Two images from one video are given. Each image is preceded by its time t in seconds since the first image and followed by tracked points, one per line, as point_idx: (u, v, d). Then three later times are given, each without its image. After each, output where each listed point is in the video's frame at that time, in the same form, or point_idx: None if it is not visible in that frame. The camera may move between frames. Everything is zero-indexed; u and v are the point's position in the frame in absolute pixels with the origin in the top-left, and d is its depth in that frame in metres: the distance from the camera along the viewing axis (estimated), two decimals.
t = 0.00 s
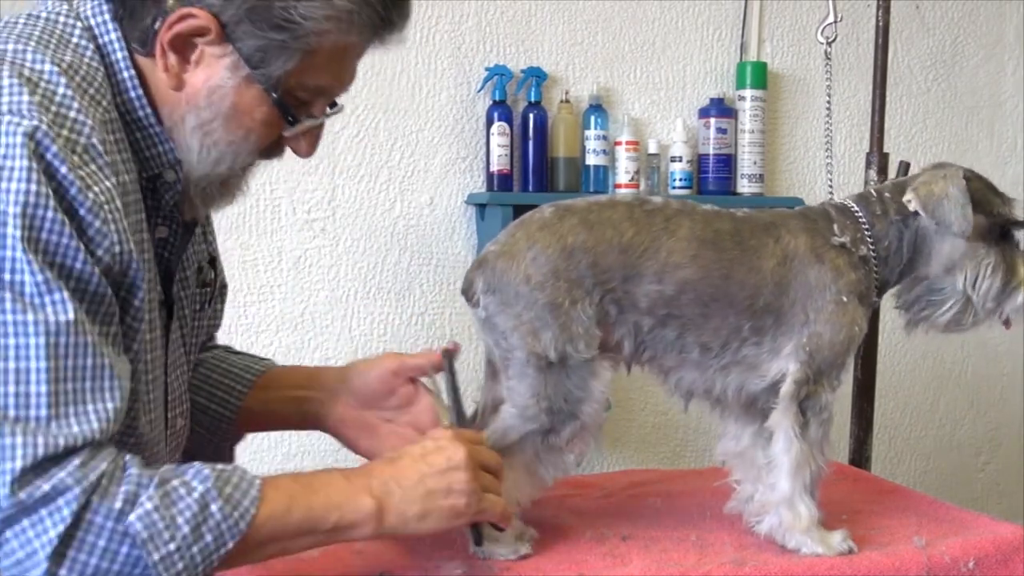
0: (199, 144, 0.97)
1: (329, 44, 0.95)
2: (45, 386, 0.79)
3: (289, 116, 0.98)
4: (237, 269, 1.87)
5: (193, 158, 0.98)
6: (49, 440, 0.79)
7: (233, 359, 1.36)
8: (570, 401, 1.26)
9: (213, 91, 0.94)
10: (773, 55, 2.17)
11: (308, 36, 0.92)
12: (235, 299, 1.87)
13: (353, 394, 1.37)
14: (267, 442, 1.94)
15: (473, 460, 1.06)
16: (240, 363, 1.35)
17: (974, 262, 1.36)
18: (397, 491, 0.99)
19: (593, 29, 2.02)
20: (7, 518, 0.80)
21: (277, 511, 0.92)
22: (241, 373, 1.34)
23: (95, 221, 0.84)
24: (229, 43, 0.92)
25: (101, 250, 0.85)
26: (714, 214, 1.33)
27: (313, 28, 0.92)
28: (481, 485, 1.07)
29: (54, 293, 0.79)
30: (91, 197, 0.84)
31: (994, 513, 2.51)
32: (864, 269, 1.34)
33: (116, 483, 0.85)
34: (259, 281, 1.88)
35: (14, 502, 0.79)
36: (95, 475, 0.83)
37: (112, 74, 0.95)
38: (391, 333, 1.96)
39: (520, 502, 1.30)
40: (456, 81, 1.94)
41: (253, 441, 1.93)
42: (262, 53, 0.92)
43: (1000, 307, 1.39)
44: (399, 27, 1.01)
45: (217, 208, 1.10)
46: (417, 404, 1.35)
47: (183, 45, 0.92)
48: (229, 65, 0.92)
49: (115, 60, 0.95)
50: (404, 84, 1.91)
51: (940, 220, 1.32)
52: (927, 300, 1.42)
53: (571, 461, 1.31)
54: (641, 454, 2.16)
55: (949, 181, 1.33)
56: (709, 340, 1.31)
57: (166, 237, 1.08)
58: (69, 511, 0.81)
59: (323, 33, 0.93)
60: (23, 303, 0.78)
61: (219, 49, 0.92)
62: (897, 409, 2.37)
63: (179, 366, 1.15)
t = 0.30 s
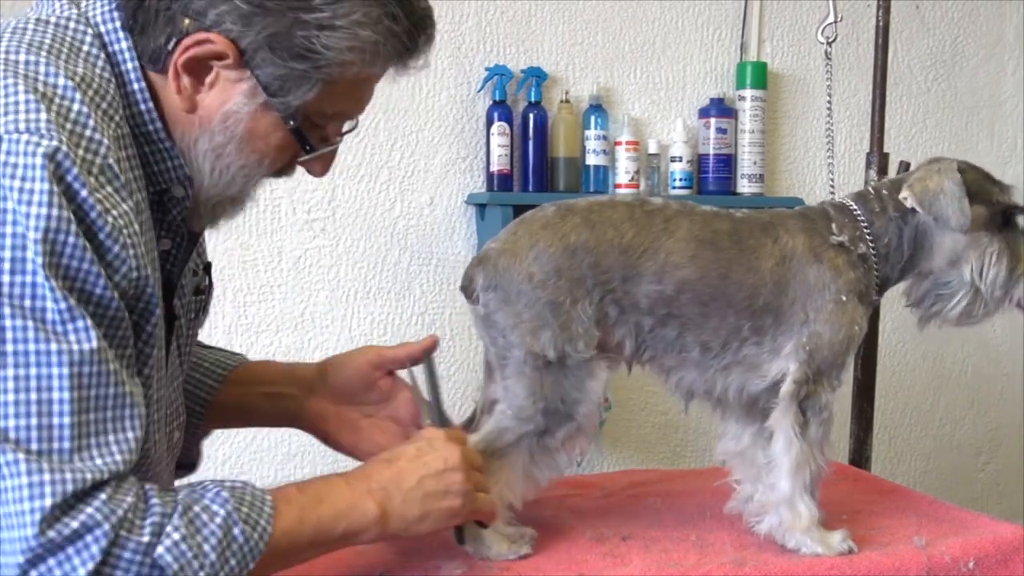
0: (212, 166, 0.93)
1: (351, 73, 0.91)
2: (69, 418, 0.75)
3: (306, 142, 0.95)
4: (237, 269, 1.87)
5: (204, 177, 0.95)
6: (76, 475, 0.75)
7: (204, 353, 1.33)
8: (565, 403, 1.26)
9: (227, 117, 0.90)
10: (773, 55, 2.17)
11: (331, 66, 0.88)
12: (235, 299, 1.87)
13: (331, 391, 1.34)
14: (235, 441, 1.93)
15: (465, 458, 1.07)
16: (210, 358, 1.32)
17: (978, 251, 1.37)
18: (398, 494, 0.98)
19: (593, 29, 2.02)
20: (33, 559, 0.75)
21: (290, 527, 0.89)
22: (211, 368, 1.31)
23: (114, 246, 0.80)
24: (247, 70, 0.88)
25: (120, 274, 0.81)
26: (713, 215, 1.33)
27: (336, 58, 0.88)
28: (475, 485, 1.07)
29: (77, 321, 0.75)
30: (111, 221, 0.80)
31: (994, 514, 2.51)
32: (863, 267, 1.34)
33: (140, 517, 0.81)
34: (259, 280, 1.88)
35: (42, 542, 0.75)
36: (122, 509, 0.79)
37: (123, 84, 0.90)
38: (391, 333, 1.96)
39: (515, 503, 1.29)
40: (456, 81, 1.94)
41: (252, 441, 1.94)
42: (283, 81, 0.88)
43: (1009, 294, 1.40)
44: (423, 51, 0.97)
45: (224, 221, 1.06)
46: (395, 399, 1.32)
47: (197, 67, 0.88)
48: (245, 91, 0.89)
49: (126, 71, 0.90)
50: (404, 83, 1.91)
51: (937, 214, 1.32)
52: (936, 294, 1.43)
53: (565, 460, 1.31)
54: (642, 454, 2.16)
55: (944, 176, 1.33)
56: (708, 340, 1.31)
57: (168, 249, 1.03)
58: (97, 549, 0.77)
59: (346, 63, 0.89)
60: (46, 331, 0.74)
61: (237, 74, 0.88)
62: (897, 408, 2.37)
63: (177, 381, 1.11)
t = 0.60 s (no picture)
0: (218, 177, 0.93)
1: (360, 87, 0.91)
2: (43, 439, 0.74)
3: (313, 154, 0.94)
4: (237, 268, 1.87)
5: (210, 187, 0.94)
6: (47, 499, 0.74)
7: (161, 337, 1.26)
8: (547, 404, 1.26)
9: (232, 129, 0.89)
10: (772, 55, 2.17)
11: (340, 80, 0.88)
12: (235, 299, 1.87)
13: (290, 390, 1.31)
14: (238, 441, 1.93)
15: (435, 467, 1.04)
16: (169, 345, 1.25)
17: (968, 246, 1.36)
18: (367, 506, 0.95)
19: (593, 28, 2.02)
20: None
21: (257, 541, 0.87)
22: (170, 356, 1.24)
23: (106, 260, 0.79)
24: (254, 82, 0.87)
25: (110, 288, 0.80)
26: (701, 218, 1.33)
27: (345, 72, 0.88)
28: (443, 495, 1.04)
29: (59, 340, 0.74)
30: (103, 234, 0.79)
31: (994, 514, 2.50)
32: (852, 266, 1.34)
33: (105, 539, 0.79)
34: (259, 280, 1.88)
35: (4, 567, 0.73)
36: (88, 532, 0.77)
37: (124, 88, 0.89)
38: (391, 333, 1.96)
39: (495, 505, 1.29)
40: (456, 81, 1.94)
41: (252, 440, 1.94)
42: (290, 95, 0.88)
43: (1003, 284, 1.39)
44: (435, 60, 0.96)
45: (228, 227, 1.04)
46: (352, 394, 1.33)
47: (202, 78, 0.87)
48: (252, 103, 0.88)
49: (128, 75, 0.89)
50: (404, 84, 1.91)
51: (919, 212, 1.33)
52: (930, 291, 1.41)
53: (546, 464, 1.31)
54: (642, 454, 2.16)
55: (930, 171, 1.33)
56: (696, 344, 1.31)
57: (169, 252, 1.02)
58: (59, 573, 0.75)
59: (356, 77, 0.89)
60: (26, 350, 0.73)
61: (244, 85, 0.87)
62: (895, 409, 2.37)
63: (179, 386, 1.11)
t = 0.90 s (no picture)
0: (218, 182, 0.93)
1: (360, 94, 0.91)
2: (59, 439, 0.74)
3: (314, 159, 0.95)
4: (237, 268, 1.87)
5: (210, 192, 0.94)
6: (64, 499, 0.74)
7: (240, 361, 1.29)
8: (547, 400, 1.26)
9: (233, 134, 0.89)
10: (772, 55, 2.17)
11: (341, 87, 0.88)
12: (235, 299, 1.87)
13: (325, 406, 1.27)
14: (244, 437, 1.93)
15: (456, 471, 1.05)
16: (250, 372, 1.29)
17: (955, 258, 1.36)
18: (392, 508, 0.96)
19: (593, 29, 2.02)
20: None
21: (280, 544, 0.87)
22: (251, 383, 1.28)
23: (113, 264, 0.79)
24: (255, 88, 0.87)
25: (116, 291, 0.80)
26: (696, 216, 1.33)
27: (346, 79, 0.88)
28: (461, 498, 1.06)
29: (70, 341, 0.74)
30: (111, 238, 0.79)
31: (995, 514, 2.50)
32: (848, 267, 1.34)
33: (127, 540, 0.79)
34: (259, 280, 1.88)
35: (25, 568, 0.73)
36: (109, 532, 0.77)
37: (125, 92, 0.89)
38: (391, 333, 1.96)
39: (498, 502, 1.28)
40: (456, 81, 1.94)
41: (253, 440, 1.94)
42: (291, 101, 0.88)
43: (984, 302, 1.38)
44: (435, 65, 0.96)
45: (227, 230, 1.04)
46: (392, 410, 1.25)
47: (203, 82, 0.87)
48: (253, 108, 0.88)
49: (129, 79, 0.89)
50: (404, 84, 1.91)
51: (911, 219, 1.32)
52: (915, 299, 1.42)
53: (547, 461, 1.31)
54: (642, 454, 2.16)
55: (926, 180, 1.33)
56: (689, 341, 1.31)
57: (169, 256, 1.01)
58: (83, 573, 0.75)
59: (356, 83, 0.89)
60: (37, 351, 0.73)
61: (245, 91, 0.87)
62: (896, 409, 2.37)
63: (178, 392, 1.11)
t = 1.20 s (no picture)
0: (231, 196, 0.95)
1: (368, 104, 0.92)
2: (57, 433, 0.75)
3: (324, 169, 0.96)
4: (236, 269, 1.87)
5: (223, 208, 0.97)
6: (54, 491, 0.74)
7: (323, 430, 1.33)
8: (558, 400, 1.25)
9: (246, 148, 0.91)
10: (772, 55, 2.17)
11: (348, 97, 0.90)
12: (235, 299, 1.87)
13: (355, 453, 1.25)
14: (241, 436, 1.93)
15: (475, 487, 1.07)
16: (330, 439, 1.32)
17: (954, 261, 1.36)
18: (416, 522, 0.98)
19: (592, 29, 2.02)
20: (3, 574, 0.75)
21: (288, 553, 0.88)
22: (329, 450, 1.30)
23: (119, 264, 0.81)
24: (265, 102, 0.89)
25: (121, 295, 0.82)
26: (701, 214, 1.33)
27: (353, 90, 0.89)
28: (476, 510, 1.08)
29: (72, 334, 0.76)
30: (118, 241, 0.81)
31: (994, 513, 2.50)
32: (850, 267, 1.34)
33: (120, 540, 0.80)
34: (258, 280, 1.89)
35: (12, 557, 0.74)
36: (100, 530, 0.78)
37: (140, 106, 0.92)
38: (391, 333, 1.96)
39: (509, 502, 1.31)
40: (456, 81, 1.94)
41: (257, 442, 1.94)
42: (301, 113, 0.89)
43: (984, 307, 1.38)
44: (439, 72, 0.98)
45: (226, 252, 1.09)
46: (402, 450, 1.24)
47: (215, 100, 0.89)
48: (263, 122, 0.90)
49: (145, 93, 0.92)
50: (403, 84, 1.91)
51: (912, 221, 1.32)
52: (916, 301, 1.42)
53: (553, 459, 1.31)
54: (642, 454, 2.16)
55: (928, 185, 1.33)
56: (694, 340, 1.31)
57: (169, 275, 1.06)
58: (70, 569, 0.76)
59: (363, 93, 0.90)
60: (40, 343, 0.74)
61: (255, 106, 0.89)
62: (895, 409, 2.37)
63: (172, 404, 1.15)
